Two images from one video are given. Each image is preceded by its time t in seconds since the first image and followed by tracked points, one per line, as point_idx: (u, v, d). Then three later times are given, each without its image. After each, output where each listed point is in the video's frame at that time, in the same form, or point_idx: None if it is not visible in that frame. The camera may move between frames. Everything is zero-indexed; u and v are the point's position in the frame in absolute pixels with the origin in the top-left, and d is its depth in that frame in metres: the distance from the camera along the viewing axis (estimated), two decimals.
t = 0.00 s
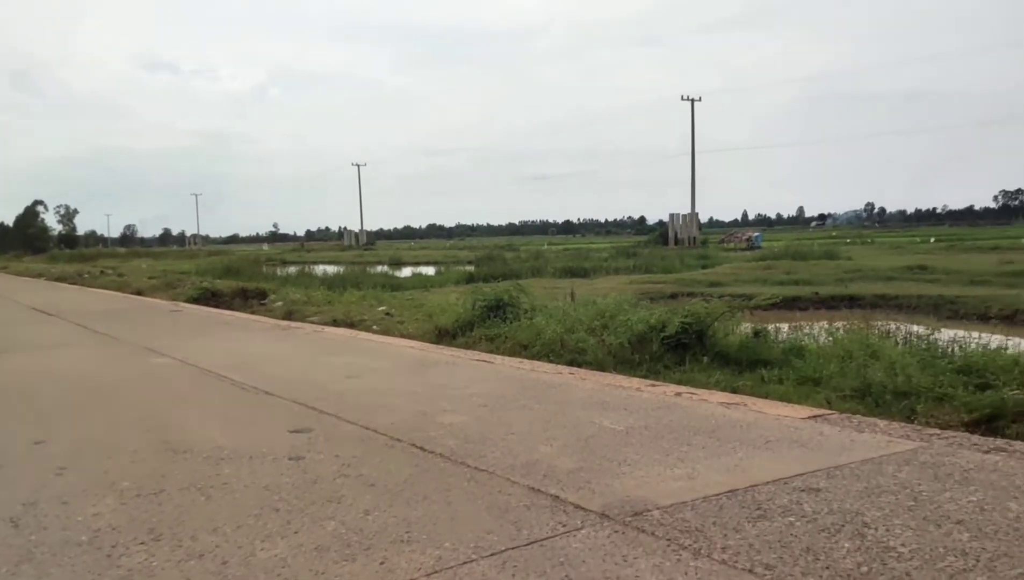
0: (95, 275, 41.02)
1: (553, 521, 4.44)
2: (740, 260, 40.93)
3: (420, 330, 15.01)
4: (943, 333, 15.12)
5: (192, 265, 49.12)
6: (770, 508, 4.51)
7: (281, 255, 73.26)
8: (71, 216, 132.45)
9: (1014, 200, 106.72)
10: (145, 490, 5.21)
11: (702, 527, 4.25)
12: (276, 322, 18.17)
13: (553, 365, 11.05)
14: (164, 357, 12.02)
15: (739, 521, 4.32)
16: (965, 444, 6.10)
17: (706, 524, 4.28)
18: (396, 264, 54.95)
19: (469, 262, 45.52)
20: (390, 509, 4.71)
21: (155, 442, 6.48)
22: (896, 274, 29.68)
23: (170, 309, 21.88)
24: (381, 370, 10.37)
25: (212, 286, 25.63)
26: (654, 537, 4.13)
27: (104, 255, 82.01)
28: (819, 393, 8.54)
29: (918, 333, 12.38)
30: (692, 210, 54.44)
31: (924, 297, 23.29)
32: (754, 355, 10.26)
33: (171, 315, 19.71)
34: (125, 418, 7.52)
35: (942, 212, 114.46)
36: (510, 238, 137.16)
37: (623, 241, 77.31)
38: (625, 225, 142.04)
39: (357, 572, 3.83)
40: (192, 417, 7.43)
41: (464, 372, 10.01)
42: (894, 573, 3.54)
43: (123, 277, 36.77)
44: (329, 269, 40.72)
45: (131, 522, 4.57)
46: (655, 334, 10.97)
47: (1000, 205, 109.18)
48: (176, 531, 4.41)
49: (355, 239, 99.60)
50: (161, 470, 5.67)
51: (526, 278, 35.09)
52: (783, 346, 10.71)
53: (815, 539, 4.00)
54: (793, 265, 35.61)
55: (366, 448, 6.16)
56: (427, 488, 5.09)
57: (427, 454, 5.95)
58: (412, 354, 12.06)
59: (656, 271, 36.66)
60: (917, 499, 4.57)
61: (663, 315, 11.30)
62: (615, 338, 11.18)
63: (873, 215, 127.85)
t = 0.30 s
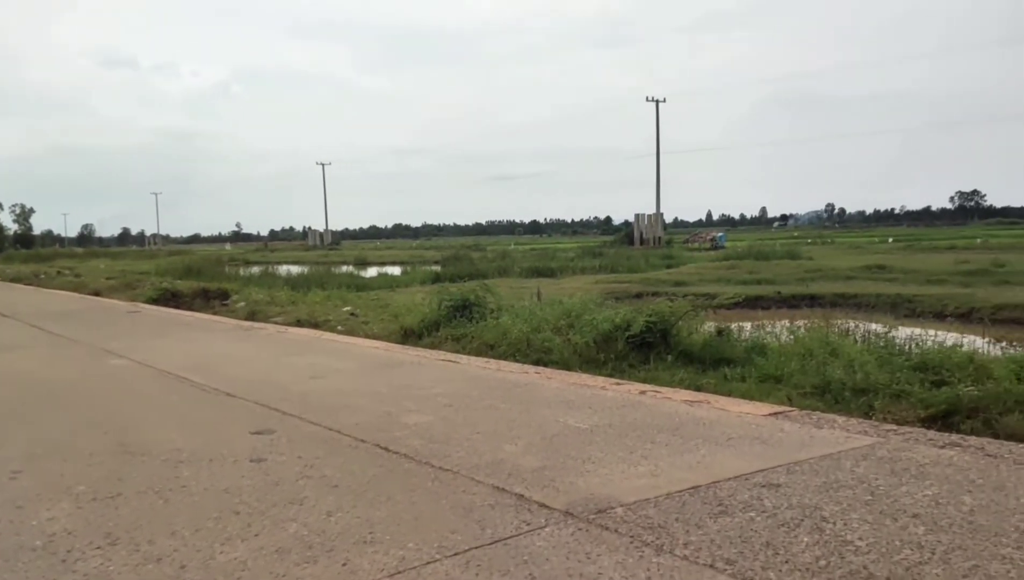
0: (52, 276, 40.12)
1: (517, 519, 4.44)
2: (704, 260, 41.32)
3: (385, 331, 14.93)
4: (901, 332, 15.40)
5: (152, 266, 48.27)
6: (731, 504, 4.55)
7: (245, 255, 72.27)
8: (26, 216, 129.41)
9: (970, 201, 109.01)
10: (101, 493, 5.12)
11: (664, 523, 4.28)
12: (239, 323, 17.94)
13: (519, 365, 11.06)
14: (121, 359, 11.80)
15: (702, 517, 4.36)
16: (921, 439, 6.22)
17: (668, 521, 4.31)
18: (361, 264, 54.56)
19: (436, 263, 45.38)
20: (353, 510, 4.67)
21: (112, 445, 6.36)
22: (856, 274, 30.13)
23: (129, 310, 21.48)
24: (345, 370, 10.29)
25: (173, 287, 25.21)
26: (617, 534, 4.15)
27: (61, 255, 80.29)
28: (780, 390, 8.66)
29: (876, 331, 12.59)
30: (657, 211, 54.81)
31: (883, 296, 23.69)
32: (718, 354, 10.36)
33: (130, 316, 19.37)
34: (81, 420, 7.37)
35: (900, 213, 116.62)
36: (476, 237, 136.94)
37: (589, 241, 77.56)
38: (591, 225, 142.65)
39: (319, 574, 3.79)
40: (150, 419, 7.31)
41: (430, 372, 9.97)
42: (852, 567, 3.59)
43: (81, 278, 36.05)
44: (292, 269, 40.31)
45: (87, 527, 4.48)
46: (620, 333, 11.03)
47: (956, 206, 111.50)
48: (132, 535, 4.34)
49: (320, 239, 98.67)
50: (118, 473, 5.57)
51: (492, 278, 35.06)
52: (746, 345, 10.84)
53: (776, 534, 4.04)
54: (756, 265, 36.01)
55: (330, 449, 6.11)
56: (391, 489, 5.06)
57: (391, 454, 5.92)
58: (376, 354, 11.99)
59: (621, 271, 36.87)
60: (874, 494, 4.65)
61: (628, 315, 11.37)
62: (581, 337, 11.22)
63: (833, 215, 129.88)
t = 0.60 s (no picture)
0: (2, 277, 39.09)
1: (476, 520, 4.43)
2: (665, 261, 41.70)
3: (345, 332, 14.82)
4: (855, 331, 15.70)
5: (108, 267, 47.30)
6: (689, 502, 4.60)
7: (203, 256, 71.07)
8: None
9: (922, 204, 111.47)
10: (51, 500, 5.00)
11: (623, 522, 4.31)
12: (196, 325, 17.66)
13: (481, 366, 11.06)
14: (73, 362, 11.54)
15: (659, 515, 4.40)
16: (873, 435, 6.35)
17: (626, 519, 4.34)
18: (322, 264, 54.08)
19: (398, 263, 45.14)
20: (310, 514, 4.62)
21: (62, 451, 6.22)
22: (812, 274, 30.67)
23: (83, 313, 21.02)
24: (304, 372, 10.18)
25: (128, 289, 24.73)
26: (576, 533, 4.17)
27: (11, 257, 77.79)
28: (738, 389, 8.77)
29: (831, 331, 12.84)
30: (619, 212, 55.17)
31: (838, 296, 24.15)
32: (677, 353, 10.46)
33: (83, 319, 18.97)
34: (30, 425, 7.19)
35: (855, 215, 118.99)
36: (438, 239, 136.57)
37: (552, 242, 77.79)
38: (553, 226, 143.08)
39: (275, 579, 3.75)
40: (102, 424, 7.16)
41: (390, 373, 9.92)
42: (805, 562, 3.65)
43: (31, 280, 35.00)
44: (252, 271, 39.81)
45: (36, 534, 4.38)
46: (581, 333, 11.07)
47: (908, 208, 114.03)
48: (83, 542, 4.24)
49: (279, 239, 97.50)
50: (69, 479, 5.45)
51: (454, 279, 34.99)
52: (705, 344, 10.95)
53: (731, 530, 4.10)
54: (715, 266, 36.44)
55: (287, 452, 6.05)
56: (349, 492, 5.02)
57: (350, 456, 5.88)
58: (336, 356, 11.89)
59: (583, 272, 37.06)
60: (828, 489, 4.74)
61: (589, 315, 11.41)
62: (542, 338, 11.26)
63: (790, 217, 131.95)
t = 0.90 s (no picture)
0: None
1: (442, 520, 4.42)
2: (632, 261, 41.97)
3: (312, 333, 14.69)
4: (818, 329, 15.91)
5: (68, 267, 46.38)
6: (653, 499, 4.63)
7: (167, 255, 69.99)
8: None
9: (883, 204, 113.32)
10: (6, 505, 4.89)
11: (588, 519, 4.33)
12: (159, 326, 17.40)
13: (448, 366, 11.04)
14: (30, 364, 11.31)
15: (624, 512, 4.42)
16: (834, 432, 6.45)
17: (591, 517, 4.36)
18: (289, 264, 53.59)
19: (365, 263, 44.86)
20: (273, 516, 4.58)
21: (18, 455, 6.09)
22: (777, 274, 31.01)
23: (41, 313, 20.60)
24: (268, 373, 10.07)
25: (89, 289, 24.28)
26: (541, 532, 4.17)
27: None
28: (704, 387, 8.85)
29: (795, 329, 13.00)
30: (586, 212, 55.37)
31: (802, 296, 24.45)
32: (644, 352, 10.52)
33: (41, 320, 18.59)
34: None
35: (819, 215, 120.70)
36: (406, 238, 135.97)
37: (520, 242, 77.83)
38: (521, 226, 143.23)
39: None
40: (60, 428, 7.02)
41: (356, 374, 9.85)
42: (766, 557, 3.69)
43: None
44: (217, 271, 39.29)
45: None
46: (549, 332, 11.09)
47: (870, 208, 115.98)
48: (39, 547, 4.16)
49: (245, 239, 96.36)
50: (25, 483, 5.34)
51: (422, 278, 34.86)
52: (672, 342, 11.04)
53: (695, 526, 4.13)
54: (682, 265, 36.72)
55: (251, 454, 5.98)
56: (314, 493, 4.98)
57: (314, 457, 5.83)
58: (302, 357, 11.79)
59: (551, 272, 37.15)
60: (789, 485, 4.80)
61: (557, 315, 11.43)
62: (511, 338, 11.26)
63: (755, 217, 133.50)
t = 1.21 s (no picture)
0: None
1: (405, 521, 4.39)
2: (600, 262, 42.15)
3: (276, 335, 14.53)
4: (782, 329, 16.10)
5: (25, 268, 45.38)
6: (617, 497, 4.65)
7: (127, 256, 68.86)
8: None
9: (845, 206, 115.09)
10: None
11: (552, 518, 4.33)
12: (119, 328, 17.09)
13: (415, 366, 10.99)
14: None
15: (588, 511, 4.43)
16: (795, 429, 6.54)
17: (555, 515, 4.36)
18: (254, 265, 53.00)
19: (332, 263, 44.51)
20: (234, 519, 4.51)
21: None
22: (742, 274, 31.35)
23: None
24: (230, 375, 9.94)
25: (47, 291, 23.79)
26: (505, 531, 4.17)
27: None
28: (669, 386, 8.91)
29: (759, 329, 13.14)
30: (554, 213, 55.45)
31: (766, 296, 24.72)
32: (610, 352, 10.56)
33: None
34: None
35: (782, 216, 122.27)
36: (373, 239, 135.21)
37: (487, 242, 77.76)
38: (488, 227, 143.08)
39: None
40: (13, 431, 6.86)
41: (320, 375, 9.76)
42: (728, 553, 3.72)
43: None
44: (179, 272, 38.67)
45: None
46: (516, 332, 11.09)
47: (833, 210, 117.59)
48: None
49: (208, 239, 95.07)
50: None
51: (388, 279, 34.67)
52: (638, 342, 11.09)
53: (658, 523, 4.16)
54: (648, 266, 36.96)
55: (212, 456, 5.90)
56: (276, 495, 4.93)
57: (277, 460, 5.76)
58: (265, 358, 11.65)
59: (519, 272, 37.19)
60: (751, 482, 4.85)
61: (524, 315, 11.43)
62: (477, 338, 11.24)
63: (721, 217, 134.71)
